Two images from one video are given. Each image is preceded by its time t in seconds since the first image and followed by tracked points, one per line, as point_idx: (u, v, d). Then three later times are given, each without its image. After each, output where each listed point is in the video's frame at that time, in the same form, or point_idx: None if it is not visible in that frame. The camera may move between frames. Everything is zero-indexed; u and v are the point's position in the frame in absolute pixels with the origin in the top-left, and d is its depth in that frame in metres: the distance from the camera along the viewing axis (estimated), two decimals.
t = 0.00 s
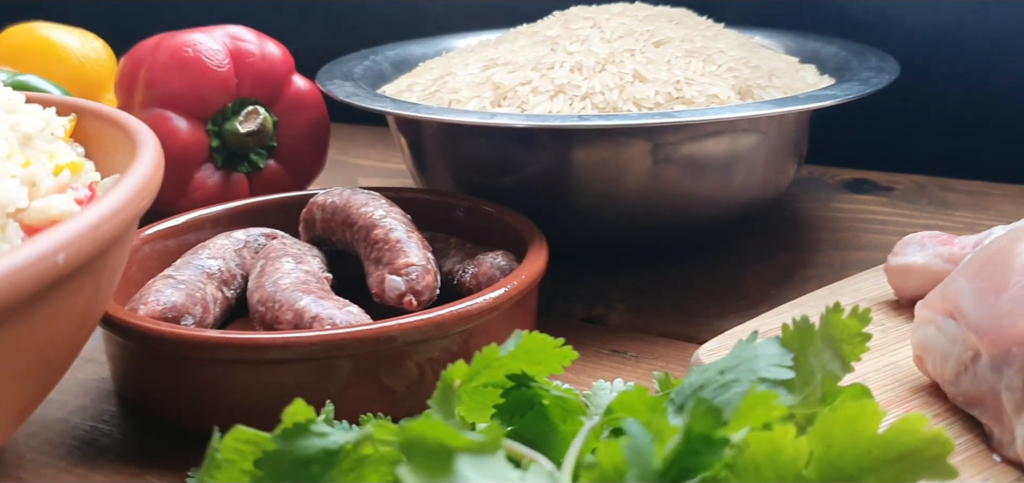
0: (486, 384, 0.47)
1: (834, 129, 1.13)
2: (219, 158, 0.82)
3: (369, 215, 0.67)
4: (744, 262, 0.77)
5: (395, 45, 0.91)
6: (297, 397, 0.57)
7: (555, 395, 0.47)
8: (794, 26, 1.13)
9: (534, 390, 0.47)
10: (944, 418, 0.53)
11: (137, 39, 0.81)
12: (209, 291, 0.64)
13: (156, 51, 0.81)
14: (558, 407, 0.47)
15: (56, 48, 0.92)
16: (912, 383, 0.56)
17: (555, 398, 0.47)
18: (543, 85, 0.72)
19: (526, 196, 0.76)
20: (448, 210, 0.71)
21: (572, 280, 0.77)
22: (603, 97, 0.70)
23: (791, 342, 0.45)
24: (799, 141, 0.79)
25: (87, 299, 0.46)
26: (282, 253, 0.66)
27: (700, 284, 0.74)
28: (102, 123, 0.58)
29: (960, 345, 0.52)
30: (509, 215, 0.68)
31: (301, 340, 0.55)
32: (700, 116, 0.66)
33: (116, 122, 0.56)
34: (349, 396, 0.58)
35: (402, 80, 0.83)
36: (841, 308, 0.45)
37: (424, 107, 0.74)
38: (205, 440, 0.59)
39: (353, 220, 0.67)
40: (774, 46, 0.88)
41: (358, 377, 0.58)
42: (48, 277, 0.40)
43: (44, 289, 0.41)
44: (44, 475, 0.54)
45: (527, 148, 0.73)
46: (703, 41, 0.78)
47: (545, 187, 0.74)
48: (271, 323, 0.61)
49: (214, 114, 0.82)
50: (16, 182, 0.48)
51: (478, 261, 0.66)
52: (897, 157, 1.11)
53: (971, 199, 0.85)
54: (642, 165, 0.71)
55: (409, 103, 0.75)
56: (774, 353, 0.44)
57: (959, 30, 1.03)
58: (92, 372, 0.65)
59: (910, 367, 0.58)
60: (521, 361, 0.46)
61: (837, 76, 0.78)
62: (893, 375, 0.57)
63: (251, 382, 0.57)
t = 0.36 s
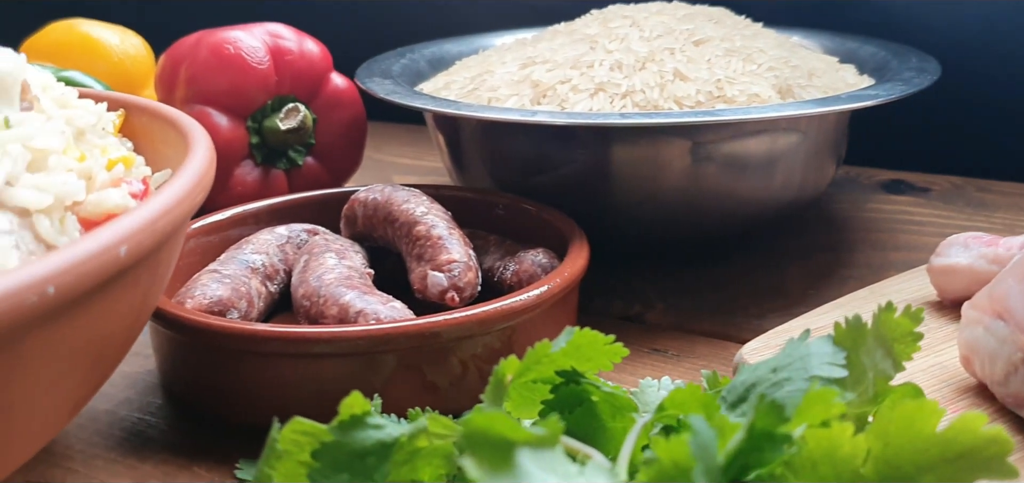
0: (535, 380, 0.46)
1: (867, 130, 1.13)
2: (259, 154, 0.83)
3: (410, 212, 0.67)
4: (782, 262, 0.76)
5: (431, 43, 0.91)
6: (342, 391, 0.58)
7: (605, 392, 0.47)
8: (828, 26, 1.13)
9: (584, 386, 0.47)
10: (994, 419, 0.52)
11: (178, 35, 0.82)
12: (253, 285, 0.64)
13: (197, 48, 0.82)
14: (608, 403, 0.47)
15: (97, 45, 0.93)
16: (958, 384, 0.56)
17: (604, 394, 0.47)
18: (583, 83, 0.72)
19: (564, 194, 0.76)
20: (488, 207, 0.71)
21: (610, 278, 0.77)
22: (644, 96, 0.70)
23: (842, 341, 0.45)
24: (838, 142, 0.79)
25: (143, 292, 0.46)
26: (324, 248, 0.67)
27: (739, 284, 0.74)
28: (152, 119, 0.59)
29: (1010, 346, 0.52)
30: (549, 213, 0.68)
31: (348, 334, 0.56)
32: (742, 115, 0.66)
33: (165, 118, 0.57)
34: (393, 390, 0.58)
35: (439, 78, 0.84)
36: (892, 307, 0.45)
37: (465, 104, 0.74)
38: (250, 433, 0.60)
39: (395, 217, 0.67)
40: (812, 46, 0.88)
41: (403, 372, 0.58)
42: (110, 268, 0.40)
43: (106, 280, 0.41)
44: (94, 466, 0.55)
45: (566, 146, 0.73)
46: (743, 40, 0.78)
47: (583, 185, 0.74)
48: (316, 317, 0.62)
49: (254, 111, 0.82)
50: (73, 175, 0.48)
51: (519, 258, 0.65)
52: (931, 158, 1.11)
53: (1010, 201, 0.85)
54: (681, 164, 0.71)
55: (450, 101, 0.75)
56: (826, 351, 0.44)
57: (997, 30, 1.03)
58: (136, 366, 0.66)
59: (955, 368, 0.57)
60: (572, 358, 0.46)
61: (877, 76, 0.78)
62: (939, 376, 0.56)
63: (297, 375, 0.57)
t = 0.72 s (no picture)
0: (584, 377, 0.46)
1: (901, 131, 1.12)
2: (298, 151, 0.84)
3: (452, 210, 0.67)
4: (821, 263, 0.76)
5: (467, 41, 0.92)
6: (387, 386, 0.58)
7: (656, 390, 0.47)
8: (862, 26, 1.13)
9: (633, 383, 0.47)
10: None
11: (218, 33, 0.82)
12: (296, 281, 0.65)
13: (237, 46, 0.83)
14: (658, 401, 0.47)
15: (136, 42, 0.94)
16: (1006, 385, 0.55)
17: (654, 391, 0.47)
18: (623, 81, 0.72)
19: (603, 193, 0.76)
20: (529, 205, 0.71)
21: (648, 277, 0.77)
22: (686, 94, 0.70)
23: (896, 340, 0.45)
24: (878, 142, 0.78)
25: (199, 285, 0.47)
26: (366, 244, 0.68)
27: (778, 283, 0.74)
28: (201, 116, 0.59)
29: None
30: (591, 212, 0.68)
31: (393, 329, 0.56)
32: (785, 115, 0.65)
33: (215, 114, 0.58)
34: (437, 386, 0.59)
35: (476, 76, 0.84)
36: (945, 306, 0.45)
37: (505, 102, 0.74)
38: (295, 426, 0.60)
39: (436, 214, 0.68)
40: (850, 45, 0.88)
41: (447, 368, 0.58)
42: (171, 261, 0.41)
43: (167, 273, 0.42)
44: (144, 457, 0.56)
45: (605, 144, 0.73)
46: (783, 40, 0.78)
47: (622, 183, 0.74)
48: (360, 313, 0.63)
49: (294, 109, 0.83)
50: (129, 169, 0.48)
51: (560, 256, 0.65)
52: (966, 159, 1.10)
53: None
54: (721, 163, 0.71)
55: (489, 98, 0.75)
56: (878, 350, 0.44)
57: None
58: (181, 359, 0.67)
59: (1002, 369, 0.57)
60: (623, 355, 0.46)
61: (918, 76, 0.77)
62: (986, 377, 0.56)
63: (343, 369, 0.58)
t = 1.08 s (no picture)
0: (637, 375, 0.46)
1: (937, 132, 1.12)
2: (336, 149, 0.85)
3: (494, 207, 0.67)
4: (861, 263, 0.76)
5: (504, 39, 0.92)
6: (434, 381, 0.59)
7: (710, 387, 0.47)
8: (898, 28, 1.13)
9: (686, 380, 0.48)
10: None
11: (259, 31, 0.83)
12: (341, 276, 0.66)
13: (277, 43, 0.83)
14: (712, 398, 0.47)
15: (176, 39, 0.94)
16: None
17: (708, 388, 0.47)
18: (664, 80, 0.73)
19: (643, 192, 0.76)
20: (570, 204, 0.72)
21: (688, 277, 0.77)
22: (728, 92, 0.70)
23: (952, 339, 0.44)
24: (919, 143, 0.78)
25: (258, 280, 0.48)
26: (409, 241, 0.69)
27: (819, 283, 0.73)
28: (249, 112, 0.60)
29: None
30: (633, 211, 0.68)
31: (440, 325, 0.56)
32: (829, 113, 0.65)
33: (265, 112, 0.59)
34: (483, 382, 0.59)
35: (514, 74, 0.84)
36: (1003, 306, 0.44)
37: (545, 100, 0.74)
38: (340, 420, 0.61)
39: (478, 211, 0.68)
40: (889, 45, 0.88)
41: (491, 363, 0.58)
42: (236, 255, 0.42)
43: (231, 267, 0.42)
44: (193, 449, 0.56)
45: (645, 142, 0.73)
46: (823, 39, 0.78)
47: (661, 182, 0.74)
48: (405, 308, 0.63)
49: (333, 106, 0.84)
50: (187, 163, 0.49)
51: (602, 254, 0.65)
52: (1003, 162, 1.10)
53: None
54: (762, 163, 0.71)
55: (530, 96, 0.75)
56: (935, 349, 0.44)
57: None
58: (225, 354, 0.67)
59: None
60: (676, 353, 0.46)
61: (960, 77, 0.77)
62: None
63: (389, 365, 0.58)
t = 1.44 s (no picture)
0: (688, 373, 0.47)
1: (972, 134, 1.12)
2: (374, 147, 0.86)
3: (535, 205, 0.67)
4: (901, 264, 0.76)
5: (540, 38, 0.92)
6: (478, 378, 0.59)
7: (763, 387, 0.47)
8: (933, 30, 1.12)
9: (738, 380, 0.48)
10: None
11: (298, 31, 0.84)
12: (383, 273, 0.66)
13: (315, 43, 0.84)
14: (764, 398, 0.47)
15: (214, 37, 0.95)
16: None
17: (760, 388, 0.47)
18: (705, 79, 0.73)
19: (683, 191, 0.76)
20: (610, 202, 0.72)
21: (727, 277, 0.77)
22: (770, 92, 0.70)
23: (1010, 340, 0.44)
24: (959, 144, 0.78)
25: (311, 278, 0.48)
26: (450, 238, 0.69)
27: (859, 284, 0.73)
28: (296, 109, 0.60)
29: None
30: (675, 211, 0.68)
31: (484, 322, 0.56)
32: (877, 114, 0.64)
33: (311, 109, 0.59)
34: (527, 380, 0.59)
35: (551, 73, 0.84)
36: None
37: (586, 98, 0.74)
38: (385, 416, 0.61)
39: (519, 209, 0.68)
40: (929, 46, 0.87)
41: (535, 360, 0.59)
42: (296, 250, 0.42)
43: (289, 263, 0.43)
44: (240, 442, 0.57)
45: (685, 142, 0.73)
46: (864, 39, 0.78)
47: (700, 182, 0.74)
48: (449, 305, 0.63)
49: (372, 104, 0.85)
50: (241, 159, 0.49)
51: (644, 253, 0.65)
52: None
53: None
54: (802, 163, 0.71)
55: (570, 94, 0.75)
56: (991, 350, 0.43)
57: None
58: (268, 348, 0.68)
59: None
60: (728, 352, 0.47)
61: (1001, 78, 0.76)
62: None
63: (434, 361, 0.59)
